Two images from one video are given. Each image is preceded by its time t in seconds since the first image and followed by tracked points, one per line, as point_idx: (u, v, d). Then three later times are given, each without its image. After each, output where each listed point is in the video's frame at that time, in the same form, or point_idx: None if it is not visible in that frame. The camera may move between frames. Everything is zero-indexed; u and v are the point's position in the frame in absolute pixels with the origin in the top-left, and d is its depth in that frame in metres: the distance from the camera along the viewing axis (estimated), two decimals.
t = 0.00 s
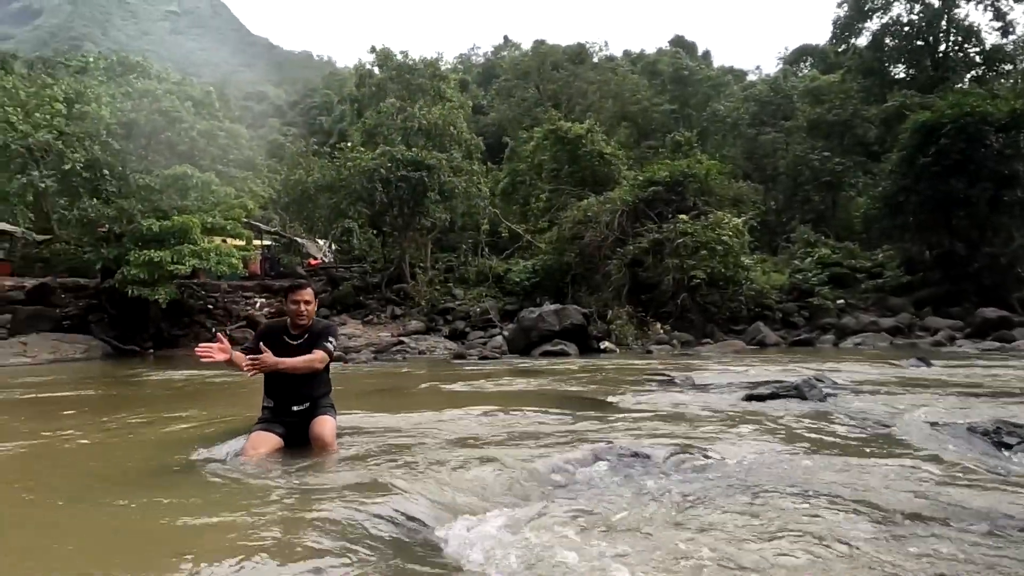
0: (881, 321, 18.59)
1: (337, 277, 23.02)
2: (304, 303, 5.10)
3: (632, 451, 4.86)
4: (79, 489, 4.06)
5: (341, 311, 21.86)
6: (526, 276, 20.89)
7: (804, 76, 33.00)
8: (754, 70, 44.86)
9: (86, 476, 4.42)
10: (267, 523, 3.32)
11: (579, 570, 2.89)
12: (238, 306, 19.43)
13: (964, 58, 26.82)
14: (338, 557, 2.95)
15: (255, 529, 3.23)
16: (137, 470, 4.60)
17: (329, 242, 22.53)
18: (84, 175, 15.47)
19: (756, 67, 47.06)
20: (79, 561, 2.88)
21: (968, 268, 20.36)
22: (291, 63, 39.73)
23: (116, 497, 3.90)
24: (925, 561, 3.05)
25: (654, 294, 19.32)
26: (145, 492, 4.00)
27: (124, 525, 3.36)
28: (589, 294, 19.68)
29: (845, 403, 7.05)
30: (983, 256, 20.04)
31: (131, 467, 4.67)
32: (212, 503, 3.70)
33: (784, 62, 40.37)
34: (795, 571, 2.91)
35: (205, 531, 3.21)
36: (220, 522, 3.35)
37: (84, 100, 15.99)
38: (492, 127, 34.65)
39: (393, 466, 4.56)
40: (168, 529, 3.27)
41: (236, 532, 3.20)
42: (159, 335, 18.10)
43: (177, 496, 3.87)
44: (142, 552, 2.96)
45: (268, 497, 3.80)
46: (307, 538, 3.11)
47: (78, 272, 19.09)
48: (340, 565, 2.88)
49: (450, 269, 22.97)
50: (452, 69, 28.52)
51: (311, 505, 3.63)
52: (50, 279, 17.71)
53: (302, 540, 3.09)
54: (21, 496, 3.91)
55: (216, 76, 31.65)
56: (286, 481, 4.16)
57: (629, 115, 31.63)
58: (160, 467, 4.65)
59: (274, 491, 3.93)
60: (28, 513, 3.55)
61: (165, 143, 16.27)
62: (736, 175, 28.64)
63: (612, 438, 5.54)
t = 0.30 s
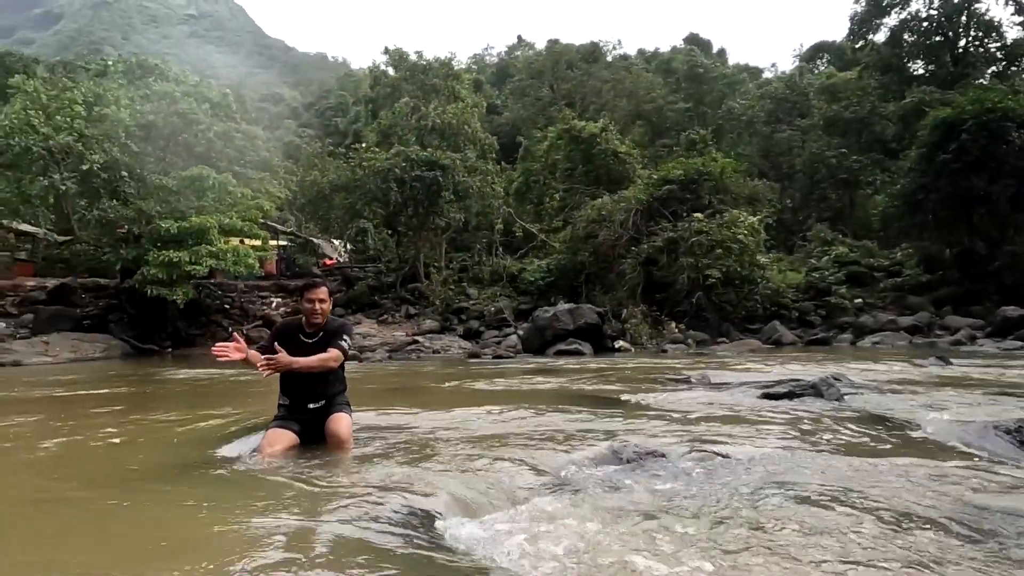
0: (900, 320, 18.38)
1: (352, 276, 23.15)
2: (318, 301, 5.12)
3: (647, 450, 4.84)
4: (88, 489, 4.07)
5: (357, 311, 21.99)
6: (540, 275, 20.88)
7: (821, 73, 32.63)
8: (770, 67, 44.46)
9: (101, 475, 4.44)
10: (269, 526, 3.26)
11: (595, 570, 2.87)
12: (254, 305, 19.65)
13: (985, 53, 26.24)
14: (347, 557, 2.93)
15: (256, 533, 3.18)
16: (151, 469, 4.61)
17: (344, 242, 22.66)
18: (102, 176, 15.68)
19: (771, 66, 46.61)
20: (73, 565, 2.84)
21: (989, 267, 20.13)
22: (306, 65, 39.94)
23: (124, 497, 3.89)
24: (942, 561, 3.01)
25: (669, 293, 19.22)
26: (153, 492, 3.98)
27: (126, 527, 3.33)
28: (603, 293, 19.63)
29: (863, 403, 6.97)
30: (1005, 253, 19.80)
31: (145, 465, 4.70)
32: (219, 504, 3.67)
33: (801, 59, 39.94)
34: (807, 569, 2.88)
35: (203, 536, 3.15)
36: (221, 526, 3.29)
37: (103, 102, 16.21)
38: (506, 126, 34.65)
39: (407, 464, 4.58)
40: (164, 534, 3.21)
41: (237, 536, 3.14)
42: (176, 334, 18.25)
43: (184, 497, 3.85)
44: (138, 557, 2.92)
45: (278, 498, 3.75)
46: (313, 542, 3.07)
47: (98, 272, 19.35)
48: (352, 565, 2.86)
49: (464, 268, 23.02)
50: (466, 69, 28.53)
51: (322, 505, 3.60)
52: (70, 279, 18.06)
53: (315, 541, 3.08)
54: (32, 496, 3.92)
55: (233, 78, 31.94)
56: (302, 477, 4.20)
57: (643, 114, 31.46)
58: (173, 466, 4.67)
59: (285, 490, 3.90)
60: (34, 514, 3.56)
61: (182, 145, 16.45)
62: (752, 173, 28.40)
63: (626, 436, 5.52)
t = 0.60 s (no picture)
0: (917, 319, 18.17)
1: (366, 276, 23.27)
2: (330, 301, 5.15)
3: (660, 450, 4.82)
4: (100, 488, 4.06)
5: (371, 311, 22.09)
6: (553, 274, 20.85)
7: (837, 70, 32.29)
8: (784, 65, 44.13)
9: (114, 474, 4.45)
10: (278, 526, 3.24)
11: (607, 569, 2.86)
12: (269, 305, 19.84)
13: (1005, 47, 25.57)
14: (358, 558, 2.92)
15: (264, 533, 3.15)
16: (163, 468, 4.62)
17: (358, 242, 22.76)
18: (121, 177, 15.99)
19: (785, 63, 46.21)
20: (81, 562, 2.83)
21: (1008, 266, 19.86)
22: (320, 66, 40.17)
23: (135, 496, 3.88)
24: (961, 562, 2.97)
25: (683, 292, 19.14)
26: (163, 491, 3.97)
27: (138, 524, 3.34)
28: (617, 293, 19.58)
29: (879, 403, 6.90)
30: None
31: (165, 463, 4.76)
32: (228, 503, 3.65)
33: (816, 57, 39.56)
34: (824, 568, 2.87)
35: (213, 534, 3.15)
36: (229, 526, 3.27)
37: (121, 105, 16.51)
38: (519, 126, 34.67)
39: (420, 463, 4.59)
40: (172, 533, 3.19)
41: (245, 536, 3.11)
42: (193, 334, 18.40)
43: (198, 495, 3.86)
44: (143, 556, 2.89)
45: (290, 496, 3.76)
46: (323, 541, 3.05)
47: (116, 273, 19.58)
48: (365, 565, 2.86)
49: (478, 268, 23.05)
50: (479, 69, 28.54)
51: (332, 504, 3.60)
52: (90, 279, 18.30)
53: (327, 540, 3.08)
54: (43, 494, 3.92)
55: (248, 80, 32.19)
56: (315, 476, 4.22)
57: (657, 112, 31.28)
58: (189, 464, 4.71)
59: (295, 490, 3.88)
60: (44, 512, 3.55)
61: (198, 146, 16.56)
62: (767, 171, 28.18)
63: (639, 436, 5.51)
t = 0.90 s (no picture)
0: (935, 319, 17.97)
1: (379, 276, 23.35)
2: (327, 314, 5.12)
3: (672, 450, 4.82)
4: (106, 488, 4.08)
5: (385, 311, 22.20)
6: (567, 274, 20.82)
7: (854, 68, 31.92)
8: (799, 63, 43.76)
9: (120, 474, 4.46)
10: (282, 527, 3.25)
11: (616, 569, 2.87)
12: (284, 305, 20.04)
13: None
14: (364, 557, 2.92)
15: (265, 535, 3.15)
16: (170, 468, 4.63)
17: (372, 242, 22.87)
18: (139, 178, 16.16)
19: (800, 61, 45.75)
20: (82, 564, 2.82)
21: None
22: (335, 67, 40.33)
23: (139, 496, 3.88)
24: (976, 562, 2.97)
25: (697, 292, 19.07)
26: (167, 492, 3.98)
27: (149, 523, 3.38)
28: (630, 293, 19.53)
29: (895, 403, 6.84)
30: None
31: (179, 462, 4.81)
32: (231, 505, 3.65)
33: (832, 54, 39.17)
34: (836, 569, 2.85)
35: (222, 533, 3.17)
36: (228, 526, 3.26)
37: (139, 108, 16.71)
38: (532, 126, 34.70)
39: (432, 462, 4.62)
40: (172, 533, 3.19)
41: (244, 539, 3.09)
42: (209, 334, 18.58)
43: (210, 494, 3.90)
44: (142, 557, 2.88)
45: (300, 496, 3.79)
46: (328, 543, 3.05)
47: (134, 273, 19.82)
48: (375, 564, 2.87)
49: (491, 268, 23.07)
50: (492, 69, 28.58)
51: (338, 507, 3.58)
52: (109, 279, 18.57)
53: (337, 541, 3.09)
54: (49, 494, 3.94)
55: (263, 82, 32.46)
56: (325, 474, 4.27)
57: (670, 112, 31.11)
58: (202, 464, 4.76)
59: (299, 492, 3.88)
60: (52, 510, 3.59)
61: (214, 148, 16.68)
62: (782, 170, 27.95)
63: (652, 436, 5.50)
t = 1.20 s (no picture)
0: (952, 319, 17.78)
1: (391, 277, 23.46)
2: (334, 344, 4.88)
3: (685, 450, 4.81)
4: (110, 487, 4.08)
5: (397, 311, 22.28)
6: (579, 274, 20.78)
7: (869, 66, 31.59)
8: (813, 62, 43.43)
9: (130, 472, 4.50)
10: (288, 526, 3.26)
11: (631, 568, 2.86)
12: (296, 306, 20.24)
13: None
14: (372, 557, 2.92)
15: (271, 535, 3.14)
16: (176, 468, 4.63)
17: (384, 242, 22.94)
18: (155, 180, 16.34)
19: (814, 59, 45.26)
20: (84, 563, 2.80)
21: None
22: (347, 69, 40.55)
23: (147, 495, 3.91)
24: (994, 562, 2.95)
25: (709, 292, 18.95)
26: (171, 492, 3.98)
27: (155, 520, 3.40)
28: (642, 293, 19.46)
29: (911, 403, 6.78)
30: None
31: (192, 461, 4.86)
32: (236, 506, 3.64)
33: (847, 52, 38.81)
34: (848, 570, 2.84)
35: (227, 532, 3.19)
36: (232, 527, 3.26)
37: (154, 110, 16.88)
38: (544, 126, 34.74)
39: (445, 460, 4.65)
40: (176, 532, 3.20)
41: (248, 539, 3.08)
42: (223, 334, 18.74)
43: (219, 493, 3.93)
44: (145, 558, 2.87)
45: (310, 496, 3.81)
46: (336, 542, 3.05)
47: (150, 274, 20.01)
48: (384, 562, 2.89)
49: (503, 268, 23.08)
50: (504, 70, 28.59)
51: (346, 507, 3.59)
52: (125, 281, 18.74)
53: (347, 540, 3.09)
54: (53, 493, 3.94)
55: (277, 84, 32.69)
56: (336, 473, 4.29)
57: (683, 111, 30.99)
58: (215, 463, 4.80)
59: (305, 493, 3.87)
60: (62, 507, 3.64)
61: (228, 149, 16.80)
62: (796, 169, 27.74)
63: (666, 436, 5.49)
